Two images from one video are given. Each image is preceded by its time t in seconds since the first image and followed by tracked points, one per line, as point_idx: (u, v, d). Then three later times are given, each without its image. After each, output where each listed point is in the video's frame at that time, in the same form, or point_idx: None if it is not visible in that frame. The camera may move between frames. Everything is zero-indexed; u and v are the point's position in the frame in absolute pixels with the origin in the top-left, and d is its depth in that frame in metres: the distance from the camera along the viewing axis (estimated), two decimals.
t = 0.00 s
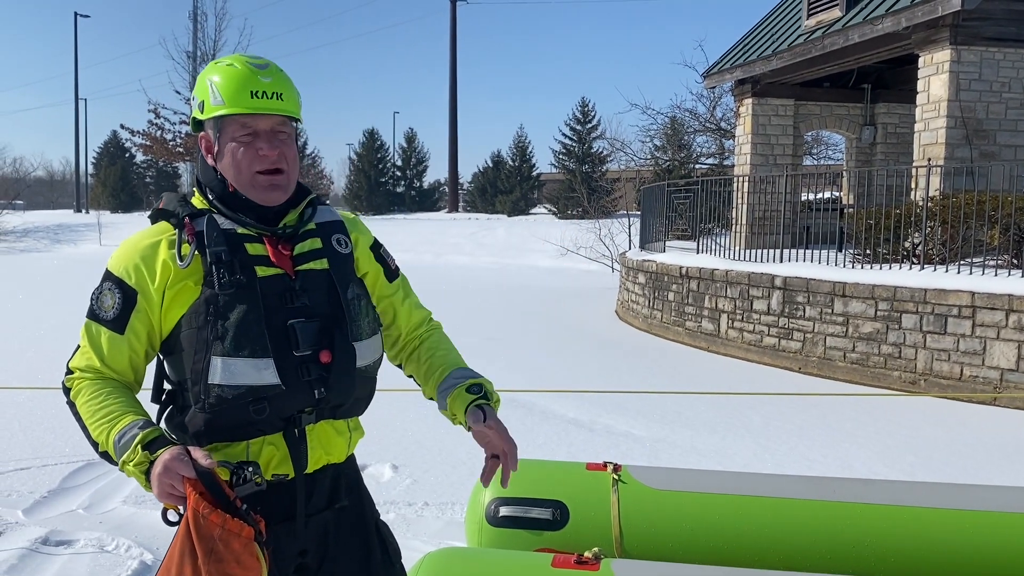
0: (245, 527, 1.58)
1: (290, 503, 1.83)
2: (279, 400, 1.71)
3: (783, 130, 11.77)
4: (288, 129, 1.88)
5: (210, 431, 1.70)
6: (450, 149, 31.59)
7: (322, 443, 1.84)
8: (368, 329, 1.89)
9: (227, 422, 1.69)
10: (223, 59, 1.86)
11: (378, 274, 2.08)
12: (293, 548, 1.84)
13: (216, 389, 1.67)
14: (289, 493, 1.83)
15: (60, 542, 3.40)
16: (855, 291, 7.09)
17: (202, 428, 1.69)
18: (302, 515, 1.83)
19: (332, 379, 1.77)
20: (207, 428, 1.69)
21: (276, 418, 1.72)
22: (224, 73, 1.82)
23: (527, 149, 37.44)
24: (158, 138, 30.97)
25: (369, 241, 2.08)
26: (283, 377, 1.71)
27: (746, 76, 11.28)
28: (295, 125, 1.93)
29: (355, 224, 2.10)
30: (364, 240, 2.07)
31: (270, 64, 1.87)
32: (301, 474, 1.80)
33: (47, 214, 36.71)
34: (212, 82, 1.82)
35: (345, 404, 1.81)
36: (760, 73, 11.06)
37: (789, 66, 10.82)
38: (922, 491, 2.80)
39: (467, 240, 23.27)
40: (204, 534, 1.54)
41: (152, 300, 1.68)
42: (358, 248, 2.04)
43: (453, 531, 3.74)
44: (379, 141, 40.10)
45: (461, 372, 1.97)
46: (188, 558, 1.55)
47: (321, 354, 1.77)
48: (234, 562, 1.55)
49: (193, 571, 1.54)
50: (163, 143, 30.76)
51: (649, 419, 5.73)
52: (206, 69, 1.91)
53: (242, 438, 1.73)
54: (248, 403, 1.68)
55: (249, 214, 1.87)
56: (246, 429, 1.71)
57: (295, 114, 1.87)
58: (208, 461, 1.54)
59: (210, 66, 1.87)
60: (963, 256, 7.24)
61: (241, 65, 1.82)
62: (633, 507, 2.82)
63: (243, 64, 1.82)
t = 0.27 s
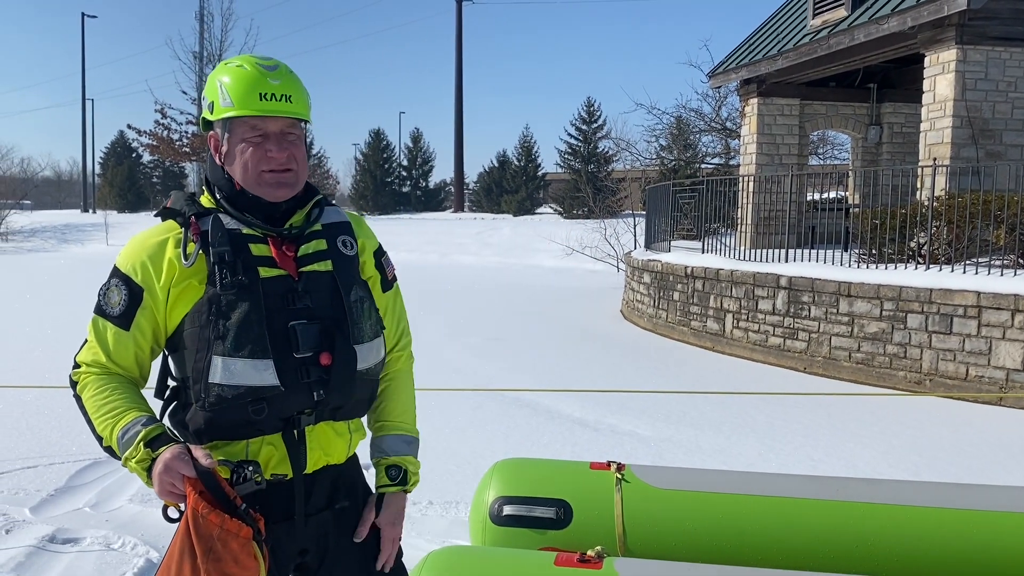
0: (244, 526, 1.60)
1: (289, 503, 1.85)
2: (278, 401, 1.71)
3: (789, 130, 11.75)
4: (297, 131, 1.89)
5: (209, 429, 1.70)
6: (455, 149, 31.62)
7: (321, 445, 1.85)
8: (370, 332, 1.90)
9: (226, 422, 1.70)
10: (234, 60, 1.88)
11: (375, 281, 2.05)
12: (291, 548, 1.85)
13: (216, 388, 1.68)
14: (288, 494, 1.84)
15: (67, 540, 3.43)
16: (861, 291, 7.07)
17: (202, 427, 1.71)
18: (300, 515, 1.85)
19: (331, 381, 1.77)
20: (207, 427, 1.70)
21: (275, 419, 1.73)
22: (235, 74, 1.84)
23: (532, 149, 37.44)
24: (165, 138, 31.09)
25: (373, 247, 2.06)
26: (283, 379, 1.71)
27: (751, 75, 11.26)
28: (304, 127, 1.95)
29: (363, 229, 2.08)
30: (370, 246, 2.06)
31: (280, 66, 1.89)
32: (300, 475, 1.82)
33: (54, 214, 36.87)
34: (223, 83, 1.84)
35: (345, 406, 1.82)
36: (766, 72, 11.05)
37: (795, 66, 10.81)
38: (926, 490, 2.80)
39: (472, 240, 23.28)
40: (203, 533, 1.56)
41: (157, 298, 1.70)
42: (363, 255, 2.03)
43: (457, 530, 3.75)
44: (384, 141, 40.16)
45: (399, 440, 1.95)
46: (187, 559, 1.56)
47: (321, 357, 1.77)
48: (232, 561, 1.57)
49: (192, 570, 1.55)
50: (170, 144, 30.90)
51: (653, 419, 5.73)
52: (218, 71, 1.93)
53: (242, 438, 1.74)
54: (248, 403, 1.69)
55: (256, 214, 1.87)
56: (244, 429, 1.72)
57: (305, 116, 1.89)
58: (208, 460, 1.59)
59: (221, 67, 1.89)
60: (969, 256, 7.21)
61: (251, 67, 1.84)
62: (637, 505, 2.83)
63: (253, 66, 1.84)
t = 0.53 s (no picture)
0: (250, 522, 1.63)
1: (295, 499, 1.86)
2: (284, 397, 1.73)
3: (796, 129, 11.72)
4: (305, 130, 1.91)
5: (216, 425, 1.72)
6: (462, 148, 31.63)
7: (325, 441, 1.87)
8: (375, 329, 1.91)
9: (234, 418, 1.71)
10: (242, 58, 1.89)
11: (379, 276, 2.06)
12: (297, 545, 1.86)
13: (223, 384, 1.69)
14: (294, 490, 1.85)
15: (74, 536, 3.45)
16: (867, 290, 7.06)
17: (208, 423, 1.72)
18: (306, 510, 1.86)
19: (337, 377, 1.78)
20: (214, 422, 1.72)
21: (281, 415, 1.74)
22: (243, 73, 1.85)
23: (538, 148, 37.44)
24: (171, 137, 31.20)
25: (377, 244, 2.07)
26: (289, 375, 1.73)
27: (758, 74, 11.23)
28: (311, 125, 1.96)
29: (367, 226, 2.09)
30: (374, 242, 2.07)
31: (288, 65, 1.90)
32: (305, 471, 1.83)
33: (62, 212, 37.04)
34: (231, 81, 1.84)
35: (350, 402, 1.83)
36: (772, 71, 11.02)
37: (801, 64, 10.78)
38: (924, 489, 2.81)
39: (478, 239, 23.30)
40: (211, 529, 1.57)
41: (163, 295, 1.71)
42: (367, 252, 2.04)
43: (462, 528, 3.76)
44: (390, 140, 40.22)
45: (426, 428, 2.00)
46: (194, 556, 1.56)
47: (327, 353, 1.78)
48: (240, 558, 1.59)
49: (198, 568, 1.55)
50: (177, 142, 31.00)
51: (659, 418, 5.73)
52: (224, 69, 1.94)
53: (248, 435, 1.75)
54: (255, 400, 1.71)
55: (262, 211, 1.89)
56: (251, 425, 1.73)
57: (312, 115, 1.90)
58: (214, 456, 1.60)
59: (229, 64, 1.90)
60: (976, 255, 7.19)
61: (260, 66, 1.85)
62: (642, 502, 2.83)
63: (262, 65, 1.85)
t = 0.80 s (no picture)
0: (259, 514, 1.62)
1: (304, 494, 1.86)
2: (294, 392, 1.73)
3: (803, 127, 11.68)
4: (309, 126, 1.91)
5: (225, 422, 1.72)
6: (467, 147, 31.62)
7: (336, 436, 1.87)
8: (383, 324, 1.91)
9: (244, 415, 1.71)
10: (245, 54, 1.90)
11: (388, 274, 2.07)
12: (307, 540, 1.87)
13: (232, 381, 1.70)
14: (303, 485, 1.85)
15: (82, 531, 3.47)
16: (874, 288, 7.03)
17: (217, 420, 1.72)
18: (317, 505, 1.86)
19: (346, 372, 1.78)
20: (223, 419, 1.72)
21: (291, 410, 1.74)
22: (247, 69, 1.85)
23: (544, 146, 37.42)
24: (178, 135, 31.31)
25: (386, 239, 2.08)
26: (298, 370, 1.73)
27: (764, 72, 11.19)
28: (315, 122, 1.97)
29: (373, 222, 2.09)
30: (382, 239, 2.07)
31: (292, 61, 1.91)
32: (315, 466, 1.83)
33: (70, 210, 37.20)
34: (235, 77, 1.85)
35: (359, 397, 1.83)
36: (779, 69, 10.98)
37: (808, 62, 10.74)
38: (930, 486, 2.80)
39: (484, 237, 23.30)
40: (218, 523, 1.58)
41: (171, 291, 1.71)
42: (374, 248, 2.05)
43: (468, 525, 3.76)
44: (396, 138, 40.25)
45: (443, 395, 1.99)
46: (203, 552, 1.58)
47: (336, 348, 1.78)
48: (250, 550, 1.59)
49: (210, 562, 1.57)
50: (184, 141, 31.08)
51: (665, 416, 5.72)
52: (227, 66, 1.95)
53: (257, 430, 1.75)
54: (264, 395, 1.71)
55: (267, 207, 1.89)
56: (260, 421, 1.73)
57: (317, 111, 1.91)
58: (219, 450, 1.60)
59: (232, 60, 1.91)
60: (984, 254, 7.15)
61: (264, 62, 1.86)
62: (648, 500, 2.82)
63: (266, 60, 1.86)
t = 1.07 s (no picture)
0: (262, 513, 1.63)
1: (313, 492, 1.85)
2: (305, 389, 1.73)
3: (809, 125, 11.64)
4: (327, 125, 1.90)
5: (236, 417, 1.72)
6: (473, 145, 31.62)
7: (345, 433, 1.87)
8: (393, 322, 1.91)
9: (255, 411, 1.71)
10: (266, 50, 1.89)
11: (405, 263, 2.17)
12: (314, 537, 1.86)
13: (244, 376, 1.69)
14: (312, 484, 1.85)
15: (90, 529, 3.47)
16: (881, 287, 7.00)
17: (227, 416, 1.72)
18: (325, 502, 1.86)
19: (357, 369, 1.78)
20: (234, 415, 1.71)
21: (302, 407, 1.74)
22: (267, 66, 1.84)
23: (550, 145, 37.39)
24: (184, 134, 31.39)
25: (395, 232, 2.14)
26: (310, 367, 1.73)
27: (771, 70, 11.15)
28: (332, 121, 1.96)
29: (380, 216, 2.13)
30: (390, 232, 2.13)
31: (312, 60, 1.90)
32: (324, 462, 1.82)
33: (77, 209, 37.34)
34: (254, 74, 1.84)
35: (370, 395, 1.83)
36: (786, 67, 10.95)
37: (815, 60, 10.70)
38: (944, 485, 2.78)
39: (489, 236, 23.30)
40: (222, 520, 1.57)
41: (181, 286, 1.71)
42: (382, 242, 2.10)
43: (474, 523, 3.76)
44: (402, 137, 40.28)
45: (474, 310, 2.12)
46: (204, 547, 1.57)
47: (348, 345, 1.78)
48: (251, 549, 1.59)
49: (210, 559, 1.56)
50: (189, 139, 31.13)
51: (671, 414, 5.71)
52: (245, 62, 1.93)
53: (267, 427, 1.75)
54: (275, 391, 1.71)
55: (280, 203, 1.88)
56: (271, 417, 1.73)
57: (335, 111, 1.90)
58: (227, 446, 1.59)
59: (252, 56, 1.89)
60: (991, 253, 7.11)
61: (284, 60, 1.85)
62: (654, 499, 2.81)
63: (287, 58, 1.85)
